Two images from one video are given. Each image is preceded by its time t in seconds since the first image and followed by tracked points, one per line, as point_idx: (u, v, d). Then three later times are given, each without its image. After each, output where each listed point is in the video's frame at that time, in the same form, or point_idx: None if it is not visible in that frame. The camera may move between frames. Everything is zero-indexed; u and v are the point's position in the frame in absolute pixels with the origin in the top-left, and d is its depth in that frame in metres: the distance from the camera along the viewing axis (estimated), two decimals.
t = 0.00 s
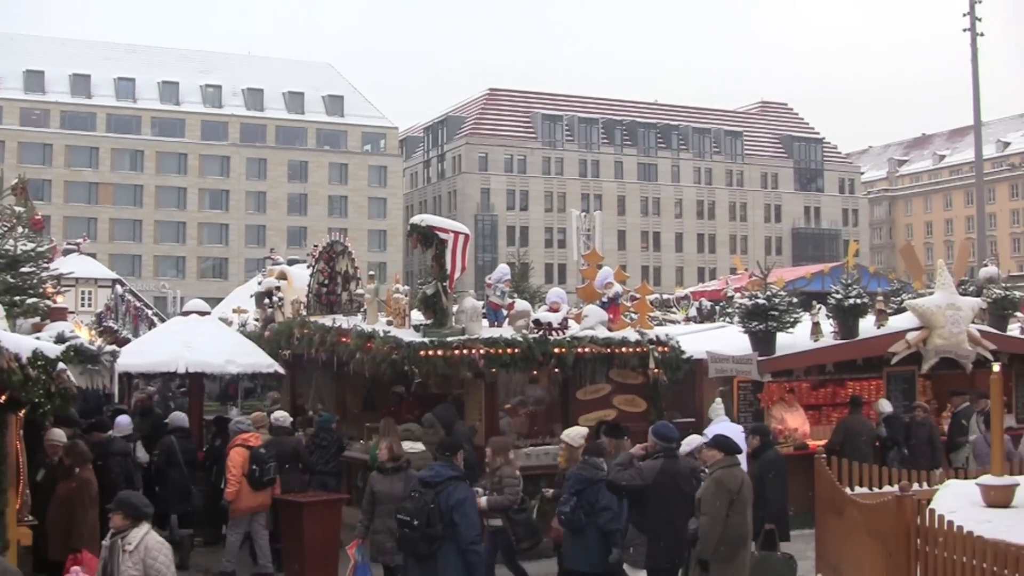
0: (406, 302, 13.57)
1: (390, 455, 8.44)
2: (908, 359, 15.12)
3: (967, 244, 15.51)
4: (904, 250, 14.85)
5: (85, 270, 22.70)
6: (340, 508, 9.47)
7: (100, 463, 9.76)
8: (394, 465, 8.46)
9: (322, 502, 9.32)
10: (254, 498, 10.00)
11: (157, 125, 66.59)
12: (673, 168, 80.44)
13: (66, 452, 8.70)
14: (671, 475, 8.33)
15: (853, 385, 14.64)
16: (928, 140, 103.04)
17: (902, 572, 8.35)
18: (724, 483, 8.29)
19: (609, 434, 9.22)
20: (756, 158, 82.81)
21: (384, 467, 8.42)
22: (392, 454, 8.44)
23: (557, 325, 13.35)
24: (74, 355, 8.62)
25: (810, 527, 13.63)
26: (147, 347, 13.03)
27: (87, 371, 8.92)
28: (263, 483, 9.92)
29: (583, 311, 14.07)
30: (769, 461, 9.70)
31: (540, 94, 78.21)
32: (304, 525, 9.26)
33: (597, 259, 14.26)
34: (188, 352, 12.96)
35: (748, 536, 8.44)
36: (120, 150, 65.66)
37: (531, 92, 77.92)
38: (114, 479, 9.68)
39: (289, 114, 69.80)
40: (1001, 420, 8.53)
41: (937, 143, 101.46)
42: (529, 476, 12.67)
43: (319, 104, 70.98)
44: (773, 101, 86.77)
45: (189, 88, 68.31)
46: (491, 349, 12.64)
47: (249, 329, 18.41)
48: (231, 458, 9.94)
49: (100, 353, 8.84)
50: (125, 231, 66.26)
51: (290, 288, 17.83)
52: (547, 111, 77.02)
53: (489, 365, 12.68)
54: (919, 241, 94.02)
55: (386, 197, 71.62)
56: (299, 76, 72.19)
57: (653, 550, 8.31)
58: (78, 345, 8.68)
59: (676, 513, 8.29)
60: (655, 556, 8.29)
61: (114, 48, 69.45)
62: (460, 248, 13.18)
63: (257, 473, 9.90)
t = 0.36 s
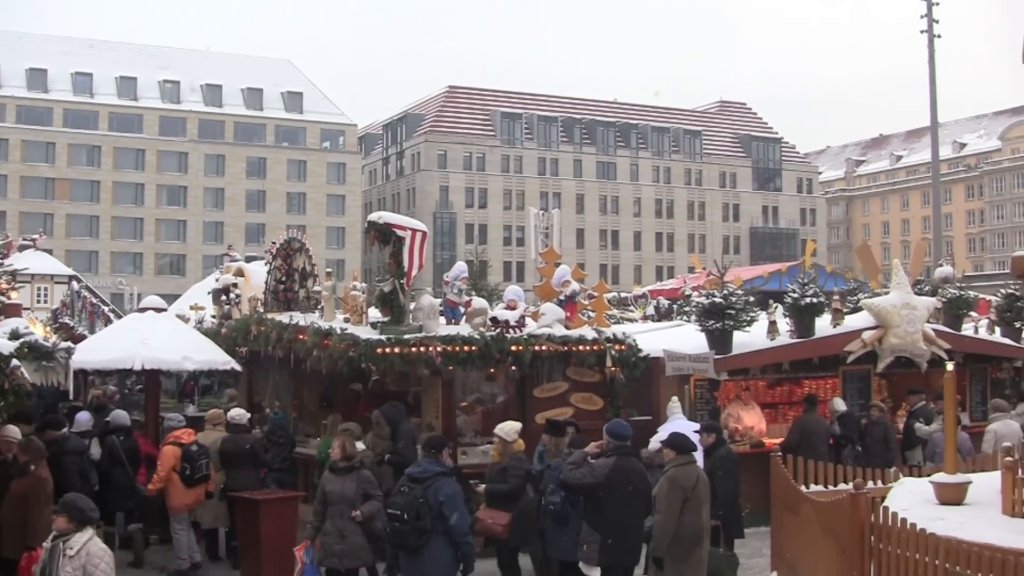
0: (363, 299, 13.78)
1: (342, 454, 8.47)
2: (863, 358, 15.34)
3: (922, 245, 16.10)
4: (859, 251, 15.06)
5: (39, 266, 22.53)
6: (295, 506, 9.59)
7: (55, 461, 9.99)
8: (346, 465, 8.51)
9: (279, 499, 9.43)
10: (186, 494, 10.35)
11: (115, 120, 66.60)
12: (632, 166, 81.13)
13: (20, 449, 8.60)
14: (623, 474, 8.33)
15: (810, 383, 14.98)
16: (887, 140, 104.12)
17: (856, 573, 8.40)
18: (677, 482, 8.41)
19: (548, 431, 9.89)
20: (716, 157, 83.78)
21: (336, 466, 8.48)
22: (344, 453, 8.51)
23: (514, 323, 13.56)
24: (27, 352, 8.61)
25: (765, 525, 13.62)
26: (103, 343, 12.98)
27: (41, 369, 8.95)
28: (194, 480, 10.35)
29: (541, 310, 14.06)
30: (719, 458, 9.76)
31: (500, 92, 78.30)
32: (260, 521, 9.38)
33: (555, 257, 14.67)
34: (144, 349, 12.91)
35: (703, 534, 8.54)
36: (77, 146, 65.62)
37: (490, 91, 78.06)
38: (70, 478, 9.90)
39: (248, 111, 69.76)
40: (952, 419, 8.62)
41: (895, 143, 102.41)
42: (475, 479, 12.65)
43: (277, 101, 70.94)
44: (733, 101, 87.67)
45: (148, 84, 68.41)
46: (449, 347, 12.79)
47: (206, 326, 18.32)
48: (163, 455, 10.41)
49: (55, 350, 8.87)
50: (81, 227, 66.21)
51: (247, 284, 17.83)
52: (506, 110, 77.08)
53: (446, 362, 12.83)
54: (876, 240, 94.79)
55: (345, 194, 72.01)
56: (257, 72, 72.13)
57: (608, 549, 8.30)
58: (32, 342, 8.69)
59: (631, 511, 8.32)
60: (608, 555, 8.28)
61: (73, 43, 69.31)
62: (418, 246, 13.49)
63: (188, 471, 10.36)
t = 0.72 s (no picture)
0: (320, 296, 13.87)
1: (285, 455, 8.25)
2: (819, 356, 15.77)
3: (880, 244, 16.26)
4: (817, 249, 15.25)
5: None
6: (251, 504, 9.59)
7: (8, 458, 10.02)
8: (289, 466, 8.31)
9: (234, 497, 9.45)
10: (128, 491, 10.80)
11: (72, 115, 66.78)
12: (591, 163, 82.00)
13: None
14: (579, 469, 8.37)
15: (767, 381, 15.36)
16: (846, 139, 105.44)
17: (811, 571, 8.45)
18: (634, 478, 8.46)
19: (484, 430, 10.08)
20: (675, 155, 84.87)
21: (280, 468, 8.26)
22: (286, 453, 8.28)
23: (472, 320, 13.69)
24: None
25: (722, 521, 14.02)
26: (58, 339, 13.04)
27: None
28: (136, 476, 10.81)
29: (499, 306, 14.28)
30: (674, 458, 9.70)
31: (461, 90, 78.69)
32: (216, 521, 9.41)
33: (513, 254, 14.69)
34: (101, 345, 12.98)
35: (661, 530, 8.59)
36: (34, 140, 65.43)
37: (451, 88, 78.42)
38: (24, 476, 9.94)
39: (208, 106, 69.91)
40: (908, 418, 8.70)
41: (853, 142, 103.55)
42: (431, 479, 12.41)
43: (237, 96, 71.20)
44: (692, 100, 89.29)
45: (106, 79, 68.58)
46: (406, 343, 12.99)
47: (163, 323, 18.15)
48: (107, 452, 10.89)
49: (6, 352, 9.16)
50: (38, 223, 65.95)
51: (205, 281, 18.06)
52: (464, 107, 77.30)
53: (403, 359, 13.06)
54: (834, 239, 95.69)
55: (305, 191, 72.21)
56: (215, 67, 72.52)
57: (555, 543, 8.32)
58: None
59: (586, 505, 8.32)
60: (554, 548, 8.29)
61: (30, 36, 69.34)
62: (376, 242, 13.50)
63: (130, 467, 10.81)
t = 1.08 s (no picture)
0: (277, 295, 14.07)
1: (226, 455, 8.53)
2: (776, 356, 16.09)
3: (835, 245, 16.89)
4: (775, 251, 15.95)
5: None
6: (205, 503, 10.04)
7: None
8: (232, 465, 8.56)
9: (191, 496, 9.93)
10: (72, 487, 11.34)
11: (28, 111, 68.44)
12: (550, 163, 84.90)
13: None
14: (522, 468, 8.33)
15: (724, 381, 15.84)
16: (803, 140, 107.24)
17: (766, 570, 8.51)
18: (591, 476, 8.50)
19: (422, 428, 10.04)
20: (632, 156, 88.11)
21: (222, 467, 8.54)
22: (229, 454, 8.55)
23: (430, 319, 13.97)
24: None
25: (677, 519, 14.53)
26: (12, 338, 13.04)
27: None
28: (80, 473, 11.34)
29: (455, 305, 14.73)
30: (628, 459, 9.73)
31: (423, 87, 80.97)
32: (173, 520, 9.91)
33: (470, 253, 15.03)
34: (56, 344, 12.97)
35: (619, 527, 8.60)
36: None
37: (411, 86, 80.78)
38: None
39: (165, 103, 72.08)
40: (862, 418, 8.75)
41: (810, 144, 104.97)
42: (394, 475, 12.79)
43: (195, 93, 73.39)
44: (651, 101, 92.36)
45: (63, 75, 70.27)
46: (363, 342, 12.99)
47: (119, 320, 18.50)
48: (51, 448, 11.41)
49: None
50: None
51: (161, 279, 18.23)
52: (425, 105, 79.69)
53: (360, 358, 13.03)
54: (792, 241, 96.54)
55: (262, 189, 74.57)
56: (173, 64, 74.75)
57: (503, 539, 8.40)
58: None
59: (525, 503, 8.31)
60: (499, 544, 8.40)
61: None
62: (333, 241, 13.59)
63: (75, 464, 11.33)
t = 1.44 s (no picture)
0: (237, 293, 14.17)
1: (183, 459, 8.59)
2: (736, 355, 16.38)
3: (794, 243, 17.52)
4: (736, 252, 16.62)
5: None
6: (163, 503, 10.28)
7: None
8: (190, 469, 8.65)
9: (150, 496, 10.13)
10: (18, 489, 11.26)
11: None
12: (512, 162, 85.95)
13: None
14: (466, 466, 8.64)
15: (683, 379, 16.12)
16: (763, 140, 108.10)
17: (727, 568, 8.54)
18: (550, 475, 8.51)
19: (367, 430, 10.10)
20: (594, 155, 89.26)
21: (180, 471, 8.60)
22: (187, 458, 8.63)
23: (390, 318, 14.05)
24: None
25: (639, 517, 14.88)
26: None
27: None
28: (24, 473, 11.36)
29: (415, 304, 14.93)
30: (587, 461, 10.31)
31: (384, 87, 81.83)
32: (133, 518, 10.09)
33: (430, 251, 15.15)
34: (13, 343, 12.94)
35: (580, 526, 8.65)
36: None
37: (372, 86, 81.55)
38: None
39: (124, 101, 72.80)
40: (821, 420, 8.76)
41: (770, 144, 105.66)
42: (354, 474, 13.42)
43: (155, 92, 74.22)
44: (612, 100, 93.35)
45: (21, 72, 70.42)
46: (323, 341, 13.15)
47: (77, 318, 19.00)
48: None
49: None
50: None
51: (120, 278, 18.95)
52: (385, 104, 80.42)
53: (320, 357, 13.20)
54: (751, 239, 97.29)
55: (223, 187, 75.22)
56: (133, 62, 75.37)
57: (451, 536, 8.67)
58: None
59: (470, 501, 8.60)
60: (445, 543, 8.70)
61: None
62: (292, 239, 13.88)
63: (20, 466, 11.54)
